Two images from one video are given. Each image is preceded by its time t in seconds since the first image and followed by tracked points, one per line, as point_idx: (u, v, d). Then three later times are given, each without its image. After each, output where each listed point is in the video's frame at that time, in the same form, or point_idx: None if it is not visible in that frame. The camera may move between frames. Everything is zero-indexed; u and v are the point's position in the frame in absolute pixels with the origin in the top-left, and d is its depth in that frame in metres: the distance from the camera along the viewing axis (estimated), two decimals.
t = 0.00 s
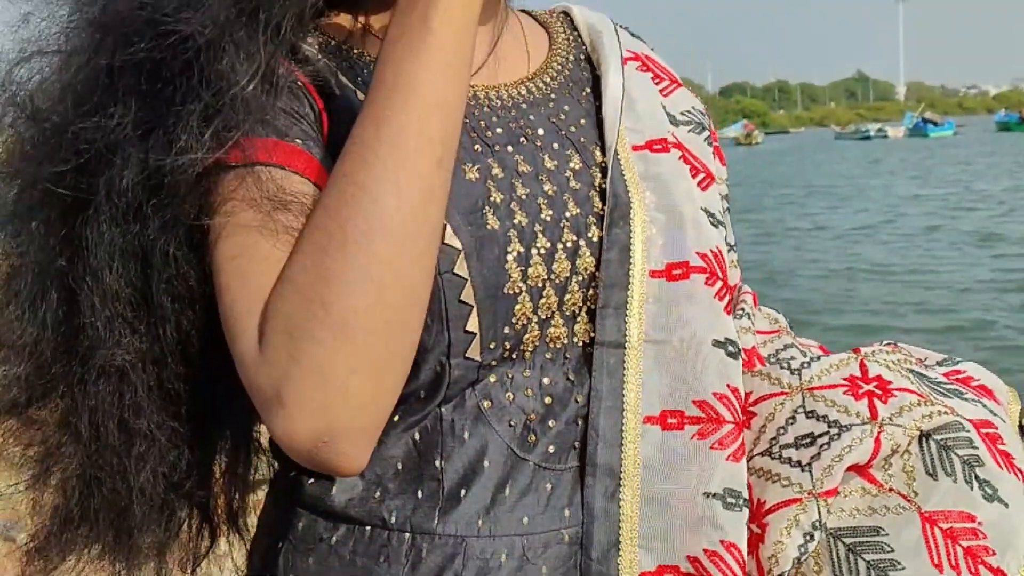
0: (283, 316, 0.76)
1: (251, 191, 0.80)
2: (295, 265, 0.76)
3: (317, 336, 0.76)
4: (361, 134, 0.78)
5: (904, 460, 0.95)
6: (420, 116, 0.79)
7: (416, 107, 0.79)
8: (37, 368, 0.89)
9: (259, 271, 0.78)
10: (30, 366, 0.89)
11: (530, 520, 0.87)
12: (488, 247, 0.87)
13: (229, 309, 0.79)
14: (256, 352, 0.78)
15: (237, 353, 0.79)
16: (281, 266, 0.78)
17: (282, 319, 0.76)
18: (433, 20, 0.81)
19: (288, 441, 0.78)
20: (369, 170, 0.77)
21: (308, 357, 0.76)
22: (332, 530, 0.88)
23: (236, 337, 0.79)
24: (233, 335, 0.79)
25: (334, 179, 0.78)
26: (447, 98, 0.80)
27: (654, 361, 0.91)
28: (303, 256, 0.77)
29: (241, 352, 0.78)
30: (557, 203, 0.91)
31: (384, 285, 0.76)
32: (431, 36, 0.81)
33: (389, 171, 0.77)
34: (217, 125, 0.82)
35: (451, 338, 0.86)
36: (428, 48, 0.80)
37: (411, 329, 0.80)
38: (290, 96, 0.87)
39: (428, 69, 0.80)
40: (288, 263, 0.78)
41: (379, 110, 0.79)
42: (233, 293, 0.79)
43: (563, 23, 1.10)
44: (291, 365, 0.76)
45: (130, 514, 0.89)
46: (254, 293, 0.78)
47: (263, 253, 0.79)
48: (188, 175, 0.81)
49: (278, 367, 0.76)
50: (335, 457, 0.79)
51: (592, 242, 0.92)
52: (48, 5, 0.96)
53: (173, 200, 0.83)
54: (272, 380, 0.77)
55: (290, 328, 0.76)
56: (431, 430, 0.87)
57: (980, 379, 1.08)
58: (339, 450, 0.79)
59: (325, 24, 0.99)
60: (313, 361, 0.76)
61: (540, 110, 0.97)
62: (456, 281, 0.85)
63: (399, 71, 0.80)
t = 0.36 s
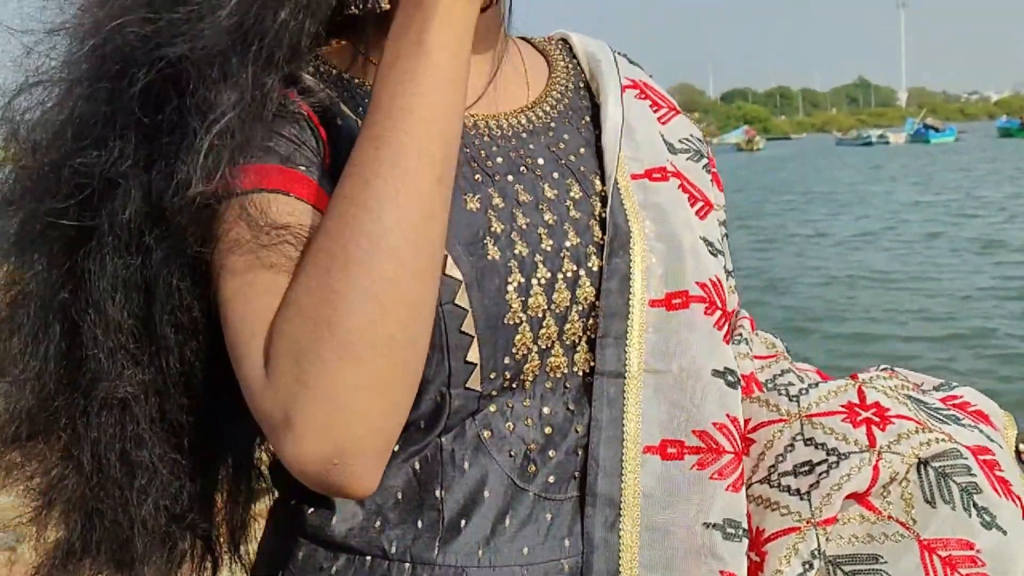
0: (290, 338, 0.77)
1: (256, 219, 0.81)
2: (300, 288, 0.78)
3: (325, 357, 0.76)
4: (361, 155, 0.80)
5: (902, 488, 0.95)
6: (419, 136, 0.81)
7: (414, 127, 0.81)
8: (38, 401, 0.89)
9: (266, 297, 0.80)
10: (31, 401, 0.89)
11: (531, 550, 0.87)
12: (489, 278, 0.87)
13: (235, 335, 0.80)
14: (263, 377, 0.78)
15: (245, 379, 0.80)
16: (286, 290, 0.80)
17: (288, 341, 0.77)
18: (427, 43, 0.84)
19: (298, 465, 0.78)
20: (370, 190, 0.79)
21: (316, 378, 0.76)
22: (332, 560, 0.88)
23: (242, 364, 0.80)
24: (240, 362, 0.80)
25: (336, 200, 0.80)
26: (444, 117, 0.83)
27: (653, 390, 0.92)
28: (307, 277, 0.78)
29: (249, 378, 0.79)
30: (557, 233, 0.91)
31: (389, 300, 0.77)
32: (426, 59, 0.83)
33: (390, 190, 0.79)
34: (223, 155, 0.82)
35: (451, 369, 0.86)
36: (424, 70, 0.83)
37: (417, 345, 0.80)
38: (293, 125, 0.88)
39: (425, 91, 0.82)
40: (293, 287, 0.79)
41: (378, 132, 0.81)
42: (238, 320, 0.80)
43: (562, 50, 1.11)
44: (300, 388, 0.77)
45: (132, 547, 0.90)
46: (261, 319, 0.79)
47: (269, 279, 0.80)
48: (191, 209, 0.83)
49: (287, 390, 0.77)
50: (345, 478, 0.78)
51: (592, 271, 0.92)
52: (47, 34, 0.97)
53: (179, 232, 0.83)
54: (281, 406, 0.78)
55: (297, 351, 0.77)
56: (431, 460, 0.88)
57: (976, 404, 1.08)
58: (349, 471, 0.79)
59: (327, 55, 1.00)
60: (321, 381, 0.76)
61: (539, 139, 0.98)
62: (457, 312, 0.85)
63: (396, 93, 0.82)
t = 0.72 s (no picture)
0: (295, 364, 0.78)
1: (260, 249, 0.82)
2: (303, 314, 0.79)
3: (330, 381, 0.77)
4: (360, 180, 0.82)
5: (900, 518, 0.95)
6: (418, 160, 0.82)
7: (413, 150, 0.82)
8: (40, 436, 0.90)
9: (271, 324, 0.82)
10: (32, 436, 0.90)
11: None
12: (489, 311, 0.88)
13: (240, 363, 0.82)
14: (269, 405, 0.80)
15: (251, 408, 0.81)
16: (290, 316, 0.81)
17: (294, 367, 0.78)
18: (422, 69, 0.85)
19: (307, 493, 0.79)
20: (372, 214, 0.80)
21: (322, 402, 0.77)
22: None
23: (248, 392, 0.82)
24: (245, 391, 0.81)
25: (337, 226, 0.81)
26: (440, 140, 0.84)
27: (652, 422, 0.93)
28: (311, 303, 0.79)
29: (255, 406, 0.81)
30: (557, 265, 0.92)
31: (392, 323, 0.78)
32: (422, 83, 0.85)
33: (393, 213, 0.80)
34: (225, 190, 0.84)
35: (451, 401, 0.86)
36: (421, 94, 0.84)
37: (421, 368, 0.81)
38: (294, 155, 0.89)
39: (422, 114, 0.84)
40: (296, 314, 0.80)
41: (378, 156, 0.82)
42: (243, 351, 0.82)
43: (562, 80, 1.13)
44: (307, 414, 0.78)
45: None
46: (266, 347, 0.81)
47: (272, 307, 0.82)
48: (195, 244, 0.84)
49: (294, 417, 0.78)
50: (354, 504, 0.79)
51: (592, 303, 0.93)
52: (48, 68, 0.97)
53: (179, 268, 0.86)
54: (288, 434, 0.79)
55: (302, 376, 0.78)
56: (430, 493, 0.88)
57: (973, 433, 1.09)
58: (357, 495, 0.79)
59: (326, 84, 1.00)
60: (327, 405, 0.77)
61: (539, 171, 0.98)
62: (457, 345, 0.86)
63: (393, 118, 0.84)
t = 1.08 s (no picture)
0: (299, 389, 0.79)
1: (263, 277, 0.83)
2: (304, 339, 0.80)
3: (333, 405, 0.78)
4: (358, 204, 0.82)
5: (896, 548, 0.95)
6: (415, 182, 0.83)
7: (410, 171, 0.83)
8: (41, 470, 0.91)
9: (274, 349, 0.82)
10: (32, 470, 0.91)
11: None
12: (489, 344, 0.88)
13: (245, 388, 0.83)
14: (273, 431, 0.80)
15: (256, 434, 0.82)
16: (291, 343, 0.82)
17: (298, 393, 0.79)
18: (417, 91, 0.85)
19: (313, 518, 0.79)
20: (371, 237, 0.81)
21: (326, 426, 0.78)
22: None
23: (252, 420, 0.83)
24: (250, 418, 0.82)
25: (337, 250, 0.82)
26: (437, 162, 0.84)
27: (650, 453, 0.93)
28: (312, 327, 0.80)
29: (260, 434, 0.81)
30: (556, 297, 0.92)
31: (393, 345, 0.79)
32: (417, 106, 0.85)
33: (392, 236, 0.81)
34: (228, 226, 0.85)
35: (450, 434, 0.87)
36: (417, 116, 0.84)
37: (424, 389, 0.81)
38: (294, 185, 0.89)
39: (419, 137, 0.84)
40: (297, 340, 0.81)
41: (377, 180, 0.83)
42: (248, 379, 0.83)
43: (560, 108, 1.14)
44: (311, 440, 0.78)
45: None
46: (272, 372, 0.82)
47: (273, 334, 0.82)
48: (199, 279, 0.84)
49: (298, 443, 0.78)
50: (360, 528, 0.79)
51: (591, 334, 0.93)
52: (49, 100, 0.98)
53: (180, 303, 0.87)
54: (293, 460, 0.79)
55: (306, 401, 0.78)
56: (428, 525, 0.88)
57: (966, 461, 1.09)
58: (364, 519, 0.79)
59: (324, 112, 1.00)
60: (331, 429, 0.77)
61: (538, 202, 0.99)
62: (457, 377, 0.86)
63: (390, 140, 0.84)
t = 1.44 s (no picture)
0: (300, 410, 0.79)
1: (264, 301, 0.84)
2: (304, 361, 0.80)
3: (336, 425, 0.78)
4: (356, 224, 0.83)
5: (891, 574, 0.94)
6: (411, 202, 0.83)
7: (405, 191, 0.83)
8: (41, 496, 0.93)
9: (274, 370, 0.83)
10: (32, 496, 0.93)
11: None
12: (487, 371, 0.88)
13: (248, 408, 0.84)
14: (276, 453, 0.80)
15: (257, 456, 0.82)
16: (291, 364, 0.82)
17: (299, 414, 0.79)
18: (410, 112, 0.86)
19: (319, 540, 0.79)
20: (370, 257, 0.81)
21: (329, 445, 0.78)
22: None
23: (253, 443, 0.83)
24: (251, 442, 0.82)
25: (335, 270, 0.82)
26: (431, 182, 0.85)
27: (646, 479, 0.94)
28: (312, 347, 0.80)
29: (262, 457, 0.81)
30: (555, 322, 0.93)
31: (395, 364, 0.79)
32: (411, 127, 0.85)
33: (391, 257, 0.81)
34: (230, 249, 0.86)
35: (448, 461, 0.86)
36: (411, 135, 0.85)
37: (425, 408, 0.81)
38: (294, 210, 0.89)
39: (414, 157, 0.84)
40: (297, 361, 0.81)
41: (373, 200, 0.83)
42: (249, 401, 0.83)
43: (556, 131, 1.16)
44: (315, 461, 0.78)
45: None
46: (274, 393, 0.82)
47: (274, 356, 0.83)
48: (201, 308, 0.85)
49: (302, 465, 0.78)
50: (365, 549, 0.79)
51: (589, 360, 0.94)
52: (50, 128, 0.99)
53: (179, 333, 0.88)
54: (297, 481, 0.79)
55: (308, 422, 0.78)
56: (426, 550, 0.89)
57: (960, 484, 1.10)
58: (371, 539, 0.79)
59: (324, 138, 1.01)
60: (335, 449, 0.77)
61: (536, 226, 0.99)
62: (457, 404, 0.86)
63: (387, 160, 0.84)
